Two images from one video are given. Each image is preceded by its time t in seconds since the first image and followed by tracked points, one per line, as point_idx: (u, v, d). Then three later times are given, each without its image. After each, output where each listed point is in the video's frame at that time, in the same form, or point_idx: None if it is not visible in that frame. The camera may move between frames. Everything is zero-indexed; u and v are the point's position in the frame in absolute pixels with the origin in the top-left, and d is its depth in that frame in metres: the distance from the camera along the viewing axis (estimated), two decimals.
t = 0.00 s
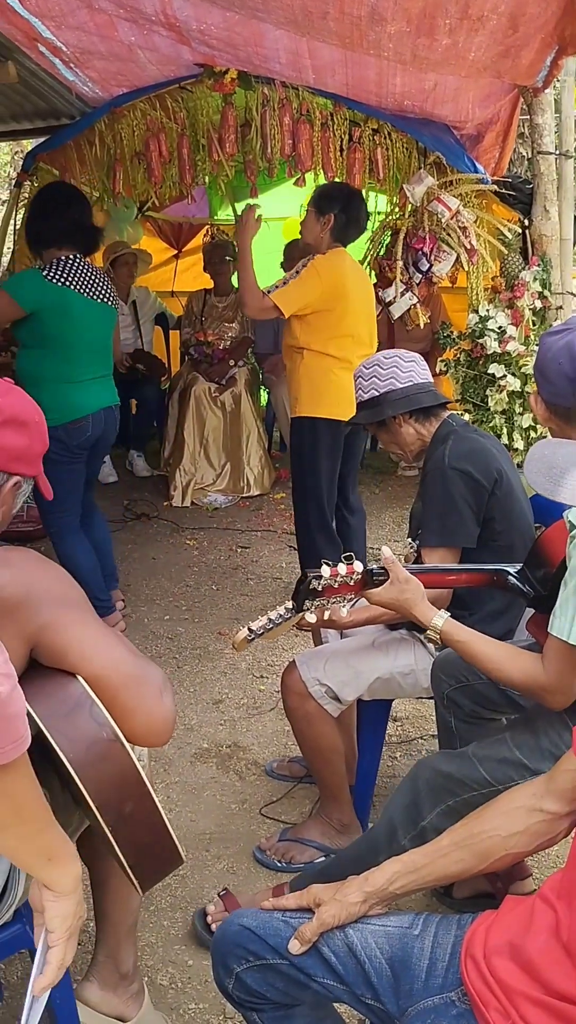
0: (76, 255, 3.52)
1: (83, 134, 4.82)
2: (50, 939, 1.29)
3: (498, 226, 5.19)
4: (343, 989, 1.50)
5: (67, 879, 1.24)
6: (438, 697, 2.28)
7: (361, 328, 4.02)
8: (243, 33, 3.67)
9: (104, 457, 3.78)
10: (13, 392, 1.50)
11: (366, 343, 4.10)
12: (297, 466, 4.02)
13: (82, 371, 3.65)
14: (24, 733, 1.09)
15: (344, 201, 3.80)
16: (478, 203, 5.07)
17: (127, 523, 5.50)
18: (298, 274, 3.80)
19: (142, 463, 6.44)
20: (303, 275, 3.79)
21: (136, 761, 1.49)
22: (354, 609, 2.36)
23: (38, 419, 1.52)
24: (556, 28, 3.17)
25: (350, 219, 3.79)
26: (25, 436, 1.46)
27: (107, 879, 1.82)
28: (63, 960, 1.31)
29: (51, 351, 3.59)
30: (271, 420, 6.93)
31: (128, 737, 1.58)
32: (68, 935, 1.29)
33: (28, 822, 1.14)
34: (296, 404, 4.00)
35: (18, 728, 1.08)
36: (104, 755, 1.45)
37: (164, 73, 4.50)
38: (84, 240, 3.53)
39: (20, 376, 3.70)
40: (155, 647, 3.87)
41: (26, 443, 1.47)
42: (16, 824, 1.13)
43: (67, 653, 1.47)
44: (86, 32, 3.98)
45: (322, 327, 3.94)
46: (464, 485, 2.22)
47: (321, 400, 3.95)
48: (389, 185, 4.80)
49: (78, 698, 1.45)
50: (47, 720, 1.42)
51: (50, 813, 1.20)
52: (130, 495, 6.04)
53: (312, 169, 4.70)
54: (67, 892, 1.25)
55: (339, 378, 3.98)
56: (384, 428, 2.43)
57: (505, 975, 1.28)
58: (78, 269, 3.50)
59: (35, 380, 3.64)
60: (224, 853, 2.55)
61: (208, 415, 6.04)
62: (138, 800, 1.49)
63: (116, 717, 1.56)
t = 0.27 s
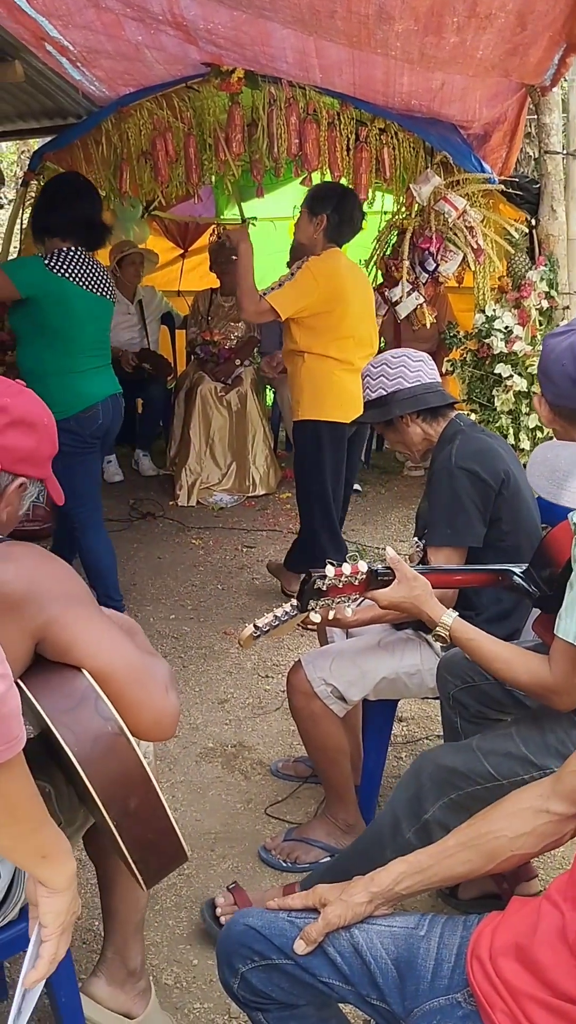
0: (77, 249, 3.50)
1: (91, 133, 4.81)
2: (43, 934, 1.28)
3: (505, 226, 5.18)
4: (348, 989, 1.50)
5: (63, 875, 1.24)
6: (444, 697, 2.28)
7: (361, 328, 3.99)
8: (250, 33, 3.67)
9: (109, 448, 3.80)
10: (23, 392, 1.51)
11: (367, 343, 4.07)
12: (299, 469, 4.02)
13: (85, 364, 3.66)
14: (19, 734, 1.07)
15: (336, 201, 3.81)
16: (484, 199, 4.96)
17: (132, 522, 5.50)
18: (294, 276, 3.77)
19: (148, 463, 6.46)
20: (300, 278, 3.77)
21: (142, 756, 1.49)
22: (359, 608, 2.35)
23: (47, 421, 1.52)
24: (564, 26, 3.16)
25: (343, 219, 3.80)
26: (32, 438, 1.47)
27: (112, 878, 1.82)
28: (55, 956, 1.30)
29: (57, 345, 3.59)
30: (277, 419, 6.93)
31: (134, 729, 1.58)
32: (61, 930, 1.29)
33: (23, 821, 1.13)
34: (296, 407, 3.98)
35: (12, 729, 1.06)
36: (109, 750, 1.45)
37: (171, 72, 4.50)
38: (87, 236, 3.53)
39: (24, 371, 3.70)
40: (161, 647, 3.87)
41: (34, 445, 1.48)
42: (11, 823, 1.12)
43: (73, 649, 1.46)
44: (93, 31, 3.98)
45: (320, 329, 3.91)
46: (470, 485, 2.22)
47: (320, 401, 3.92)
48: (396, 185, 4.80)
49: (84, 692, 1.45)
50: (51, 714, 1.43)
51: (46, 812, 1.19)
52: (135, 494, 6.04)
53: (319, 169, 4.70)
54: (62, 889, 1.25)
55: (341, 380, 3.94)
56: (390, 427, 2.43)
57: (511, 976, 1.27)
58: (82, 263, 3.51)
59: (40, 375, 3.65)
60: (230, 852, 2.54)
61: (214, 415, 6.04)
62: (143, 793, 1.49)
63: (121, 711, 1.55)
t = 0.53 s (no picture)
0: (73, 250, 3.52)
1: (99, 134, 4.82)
2: (57, 943, 1.29)
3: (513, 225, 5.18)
4: (358, 989, 1.49)
5: (76, 885, 1.24)
6: (452, 697, 2.28)
7: (359, 328, 3.96)
8: (259, 32, 3.67)
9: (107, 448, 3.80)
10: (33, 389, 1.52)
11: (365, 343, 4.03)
12: (303, 471, 3.97)
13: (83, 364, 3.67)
14: (38, 738, 1.07)
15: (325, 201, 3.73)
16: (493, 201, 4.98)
17: (140, 522, 5.51)
18: (291, 278, 3.73)
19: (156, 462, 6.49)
20: (297, 279, 3.72)
21: (148, 745, 1.49)
22: (368, 607, 2.35)
23: (56, 419, 1.52)
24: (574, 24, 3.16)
25: (333, 218, 3.72)
26: (39, 435, 1.48)
27: (122, 876, 1.82)
28: (68, 967, 1.31)
29: (55, 346, 3.60)
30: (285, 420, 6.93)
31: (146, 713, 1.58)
32: (75, 939, 1.29)
33: (40, 827, 1.13)
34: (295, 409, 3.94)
35: (32, 734, 1.06)
36: (116, 738, 1.45)
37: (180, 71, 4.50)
38: (84, 238, 3.55)
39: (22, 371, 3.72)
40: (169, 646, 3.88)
41: (42, 442, 1.49)
42: (27, 828, 1.12)
43: (80, 636, 1.46)
44: (102, 31, 3.99)
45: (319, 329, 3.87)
46: (479, 483, 2.21)
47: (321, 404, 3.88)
48: (404, 184, 4.80)
49: (92, 679, 1.45)
50: (59, 701, 1.42)
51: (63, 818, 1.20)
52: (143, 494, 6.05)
53: (327, 168, 4.70)
54: (76, 897, 1.25)
55: (342, 380, 3.91)
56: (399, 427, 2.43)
57: (521, 976, 1.27)
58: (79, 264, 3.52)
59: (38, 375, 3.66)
60: (238, 852, 2.54)
61: (222, 415, 6.04)
62: (148, 784, 1.49)
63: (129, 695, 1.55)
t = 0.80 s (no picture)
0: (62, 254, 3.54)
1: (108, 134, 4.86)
2: (96, 958, 1.20)
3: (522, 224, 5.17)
4: (367, 989, 1.49)
5: (117, 896, 1.13)
6: (461, 696, 2.27)
7: (342, 325, 3.93)
8: (267, 32, 3.66)
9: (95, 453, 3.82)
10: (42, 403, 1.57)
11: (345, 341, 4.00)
12: (293, 468, 3.91)
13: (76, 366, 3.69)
14: (84, 740, 0.96)
15: (317, 199, 3.72)
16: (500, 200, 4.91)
17: (148, 522, 5.52)
18: (283, 274, 3.71)
19: (165, 462, 6.50)
20: (289, 275, 3.69)
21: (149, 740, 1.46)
22: (378, 604, 2.35)
23: (63, 424, 1.53)
24: None
25: (324, 217, 3.71)
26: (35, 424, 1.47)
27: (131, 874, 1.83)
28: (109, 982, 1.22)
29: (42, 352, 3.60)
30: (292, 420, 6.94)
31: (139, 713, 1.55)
32: (116, 954, 1.20)
33: (82, 833, 1.02)
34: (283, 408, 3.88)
35: (77, 734, 0.94)
36: (119, 731, 1.42)
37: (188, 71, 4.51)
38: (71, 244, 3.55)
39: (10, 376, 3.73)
40: (178, 646, 3.89)
41: (41, 434, 1.48)
42: (69, 834, 1.01)
43: (79, 628, 1.46)
44: (111, 32, 3.99)
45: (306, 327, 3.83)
46: (489, 482, 2.21)
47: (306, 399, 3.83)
48: (413, 184, 4.80)
49: (92, 671, 1.44)
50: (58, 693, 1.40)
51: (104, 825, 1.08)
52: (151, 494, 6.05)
53: (335, 168, 4.72)
54: (116, 909, 1.14)
55: (327, 378, 3.87)
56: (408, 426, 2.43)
57: (531, 976, 1.27)
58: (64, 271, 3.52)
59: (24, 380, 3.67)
60: (246, 851, 2.55)
61: (230, 415, 6.05)
62: (154, 783, 1.48)
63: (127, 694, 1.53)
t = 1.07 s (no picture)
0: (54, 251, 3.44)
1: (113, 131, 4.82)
2: (139, 958, 1.18)
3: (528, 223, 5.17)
4: (376, 988, 1.48)
5: (157, 895, 1.12)
6: (469, 696, 2.26)
7: (333, 326, 3.89)
8: (274, 32, 3.67)
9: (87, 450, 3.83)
10: None
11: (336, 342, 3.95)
12: (280, 466, 3.85)
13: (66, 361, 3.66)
14: (131, 739, 0.97)
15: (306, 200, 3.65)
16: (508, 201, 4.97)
17: (154, 521, 5.52)
18: (285, 270, 3.66)
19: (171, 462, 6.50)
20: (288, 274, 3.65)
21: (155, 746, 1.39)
22: (389, 602, 2.34)
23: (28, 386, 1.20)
24: None
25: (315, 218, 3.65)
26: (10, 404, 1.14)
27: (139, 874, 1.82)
28: (153, 981, 1.21)
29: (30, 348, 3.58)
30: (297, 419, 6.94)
31: (144, 716, 1.50)
32: (158, 951, 1.19)
33: (126, 831, 1.02)
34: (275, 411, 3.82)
35: (125, 734, 0.95)
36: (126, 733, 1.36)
37: (195, 71, 4.51)
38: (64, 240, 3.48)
39: None
40: (185, 645, 3.89)
41: (17, 413, 1.15)
42: (113, 832, 1.01)
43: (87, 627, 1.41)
44: (117, 31, 3.99)
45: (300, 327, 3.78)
46: (496, 482, 2.20)
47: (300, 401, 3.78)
48: (419, 184, 4.81)
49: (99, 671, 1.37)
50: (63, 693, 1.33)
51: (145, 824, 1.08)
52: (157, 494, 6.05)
53: (341, 167, 4.74)
54: (158, 908, 1.14)
55: (321, 378, 3.82)
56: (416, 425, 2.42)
57: (540, 976, 1.26)
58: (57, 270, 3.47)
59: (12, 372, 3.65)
60: (253, 851, 2.54)
61: (236, 414, 6.04)
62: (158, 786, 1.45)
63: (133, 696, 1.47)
